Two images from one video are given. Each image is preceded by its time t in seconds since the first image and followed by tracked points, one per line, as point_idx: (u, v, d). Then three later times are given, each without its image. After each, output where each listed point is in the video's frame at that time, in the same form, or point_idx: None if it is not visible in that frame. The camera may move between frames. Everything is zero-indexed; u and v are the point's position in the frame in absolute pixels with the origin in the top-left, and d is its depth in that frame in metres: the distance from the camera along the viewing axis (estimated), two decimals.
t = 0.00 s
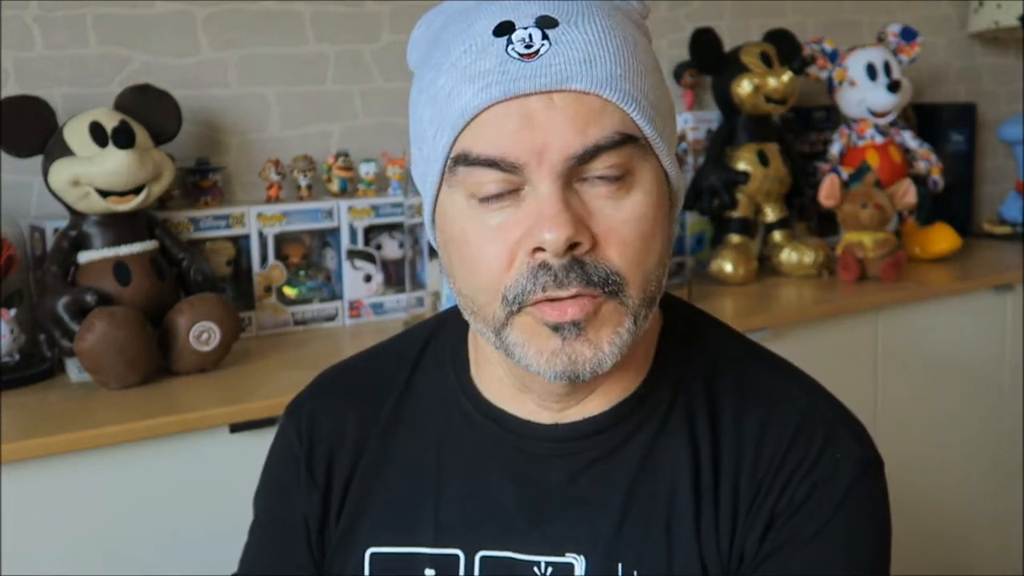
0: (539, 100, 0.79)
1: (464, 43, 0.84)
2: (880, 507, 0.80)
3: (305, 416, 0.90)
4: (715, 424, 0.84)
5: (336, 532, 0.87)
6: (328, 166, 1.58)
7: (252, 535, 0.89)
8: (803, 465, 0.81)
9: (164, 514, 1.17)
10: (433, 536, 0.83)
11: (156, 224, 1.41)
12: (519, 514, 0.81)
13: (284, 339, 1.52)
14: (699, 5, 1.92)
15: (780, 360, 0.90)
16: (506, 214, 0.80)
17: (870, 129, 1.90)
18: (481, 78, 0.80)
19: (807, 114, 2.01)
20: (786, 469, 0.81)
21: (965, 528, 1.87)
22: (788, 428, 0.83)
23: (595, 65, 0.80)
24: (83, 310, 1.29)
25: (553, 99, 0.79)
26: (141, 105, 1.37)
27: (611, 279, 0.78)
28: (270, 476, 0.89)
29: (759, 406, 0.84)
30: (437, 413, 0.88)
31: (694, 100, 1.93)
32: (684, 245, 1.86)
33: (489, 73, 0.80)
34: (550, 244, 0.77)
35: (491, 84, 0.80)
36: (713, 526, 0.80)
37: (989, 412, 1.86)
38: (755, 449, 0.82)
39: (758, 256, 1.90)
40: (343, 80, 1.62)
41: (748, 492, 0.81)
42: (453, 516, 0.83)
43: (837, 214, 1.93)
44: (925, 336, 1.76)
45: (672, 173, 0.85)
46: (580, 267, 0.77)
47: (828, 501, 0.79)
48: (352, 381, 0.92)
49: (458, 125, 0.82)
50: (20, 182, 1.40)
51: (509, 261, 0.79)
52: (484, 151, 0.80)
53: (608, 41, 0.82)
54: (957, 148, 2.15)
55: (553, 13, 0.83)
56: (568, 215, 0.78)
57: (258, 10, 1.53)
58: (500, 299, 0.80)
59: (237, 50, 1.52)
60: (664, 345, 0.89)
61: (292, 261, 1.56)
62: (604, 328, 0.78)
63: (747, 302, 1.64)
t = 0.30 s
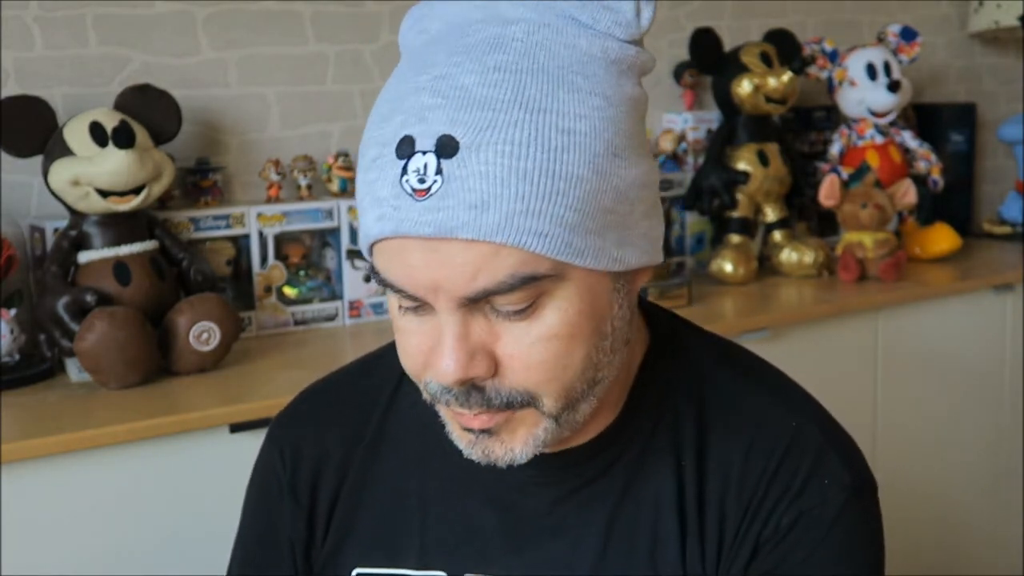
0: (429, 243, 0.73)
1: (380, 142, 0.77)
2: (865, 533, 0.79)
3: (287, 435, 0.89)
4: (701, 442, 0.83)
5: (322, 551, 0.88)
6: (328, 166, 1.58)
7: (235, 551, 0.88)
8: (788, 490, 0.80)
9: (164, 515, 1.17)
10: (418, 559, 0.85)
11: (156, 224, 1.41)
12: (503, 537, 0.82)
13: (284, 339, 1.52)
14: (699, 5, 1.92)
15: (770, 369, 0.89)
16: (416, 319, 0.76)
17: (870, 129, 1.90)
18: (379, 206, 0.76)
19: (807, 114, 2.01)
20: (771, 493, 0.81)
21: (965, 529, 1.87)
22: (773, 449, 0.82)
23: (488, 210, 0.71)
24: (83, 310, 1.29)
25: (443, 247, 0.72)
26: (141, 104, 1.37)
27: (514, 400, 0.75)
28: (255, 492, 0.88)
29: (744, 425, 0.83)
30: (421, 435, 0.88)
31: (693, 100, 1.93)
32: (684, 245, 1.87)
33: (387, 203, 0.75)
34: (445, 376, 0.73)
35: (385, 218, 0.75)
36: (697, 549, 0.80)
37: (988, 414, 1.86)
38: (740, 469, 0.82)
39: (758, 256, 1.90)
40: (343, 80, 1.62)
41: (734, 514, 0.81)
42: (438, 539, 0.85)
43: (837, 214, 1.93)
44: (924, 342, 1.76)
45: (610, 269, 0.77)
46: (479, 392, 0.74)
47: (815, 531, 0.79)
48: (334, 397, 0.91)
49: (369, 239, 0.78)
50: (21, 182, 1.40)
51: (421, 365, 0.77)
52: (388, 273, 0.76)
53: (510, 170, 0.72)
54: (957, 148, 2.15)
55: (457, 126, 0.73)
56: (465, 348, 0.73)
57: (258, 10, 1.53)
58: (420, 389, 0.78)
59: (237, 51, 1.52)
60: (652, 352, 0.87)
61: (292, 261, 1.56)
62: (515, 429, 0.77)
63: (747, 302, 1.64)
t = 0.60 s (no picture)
0: (398, 249, 0.73)
1: (350, 148, 0.78)
2: (850, 532, 0.77)
3: (281, 434, 0.90)
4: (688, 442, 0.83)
5: (314, 553, 0.89)
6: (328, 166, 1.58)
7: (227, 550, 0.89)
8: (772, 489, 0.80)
9: (164, 514, 1.17)
10: (410, 559, 0.85)
11: (156, 224, 1.41)
12: (493, 536, 0.83)
13: (284, 339, 1.52)
14: (699, 6, 1.92)
15: (765, 372, 0.89)
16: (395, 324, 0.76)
17: (870, 129, 1.90)
18: (350, 211, 0.76)
19: (807, 114, 2.01)
20: (755, 492, 0.80)
21: (965, 529, 1.87)
22: (759, 450, 0.81)
23: (455, 213, 0.71)
24: (83, 310, 1.29)
25: (413, 251, 0.72)
26: (141, 104, 1.37)
27: (496, 403, 0.75)
28: (248, 492, 0.90)
29: (730, 426, 0.83)
30: (412, 437, 0.89)
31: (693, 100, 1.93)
32: (684, 245, 1.87)
33: (357, 208, 0.75)
34: (423, 381, 0.74)
35: (356, 224, 0.75)
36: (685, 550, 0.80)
37: (988, 413, 1.86)
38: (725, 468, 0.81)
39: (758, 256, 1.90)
40: (343, 80, 1.62)
41: (720, 515, 0.81)
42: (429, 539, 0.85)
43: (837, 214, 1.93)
44: (921, 342, 1.75)
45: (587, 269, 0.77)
46: (459, 397, 0.75)
47: (802, 532, 0.77)
48: (326, 399, 0.92)
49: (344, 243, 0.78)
50: (21, 182, 1.40)
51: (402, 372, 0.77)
52: (363, 280, 0.76)
53: (476, 173, 0.72)
54: (957, 148, 2.15)
55: (423, 129, 0.73)
56: (441, 353, 0.73)
57: (258, 10, 1.53)
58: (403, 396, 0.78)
59: (237, 51, 1.52)
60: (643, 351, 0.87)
61: (292, 261, 1.56)
62: (498, 435, 0.77)
63: (747, 302, 1.64)
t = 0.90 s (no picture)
0: (481, 118, 0.73)
1: (402, 61, 0.77)
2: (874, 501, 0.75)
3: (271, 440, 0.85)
4: (695, 429, 0.80)
5: (319, 563, 0.83)
6: (328, 166, 1.58)
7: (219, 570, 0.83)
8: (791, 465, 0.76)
9: (163, 514, 1.17)
10: (416, 558, 0.80)
11: (156, 224, 1.41)
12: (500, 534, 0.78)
13: (284, 339, 1.52)
14: (699, 5, 1.92)
15: (778, 364, 0.84)
16: (456, 231, 0.75)
17: (870, 128, 1.90)
18: (419, 101, 0.74)
19: (807, 114, 2.01)
20: (775, 473, 0.76)
21: (965, 528, 1.87)
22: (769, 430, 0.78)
23: (541, 79, 0.74)
24: (83, 310, 1.29)
25: (498, 116, 0.73)
26: (141, 105, 1.37)
27: (571, 295, 0.73)
28: (239, 507, 0.84)
29: (735, 410, 0.80)
30: (410, 428, 0.85)
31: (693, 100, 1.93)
32: (684, 245, 1.88)
33: (428, 94, 0.74)
34: (501, 263, 0.72)
35: (430, 105, 0.74)
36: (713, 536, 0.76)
37: (988, 413, 1.86)
38: (739, 455, 0.78)
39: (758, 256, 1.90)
40: (343, 80, 1.62)
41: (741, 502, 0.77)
42: (435, 538, 0.80)
43: (837, 214, 1.93)
44: (924, 340, 1.75)
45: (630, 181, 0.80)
46: (537, 286, 0.72)
47: (819, 504, 0.74)
48: (320, 403, 0.87)
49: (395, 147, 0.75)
50: (20, 182, 1.40)
51: (462, 284, 0.74)
52: (428, 178, 0.75)
53: (552, 54, 0.75)
54: (957, 148, 2.15)
55: (493, 24, 0.76)
56: (517, 231, 0.72)
57: (258, 10, 1.53)
58: (455, 321, 0.75)
59: (237, 50, 1.52)
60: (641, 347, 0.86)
61: (292, 261, 1.56)
62: (568, 346, 0.73)
63: (747, 302, 1.64)
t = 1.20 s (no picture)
0: (527, 105, 0.78)
1: (451, 38, 0.81)
2: (875, 470, 0.84)
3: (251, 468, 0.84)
4: (706, 424, 0.85)
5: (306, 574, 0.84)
6: (328, 166, 1.58)
7: None
8: (802, 454, 0.83)
9: (163, 514, 1.17)
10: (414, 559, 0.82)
11: (156, 224, 1.41)
12: (512, 532, 0.80)
13: (284, 339, 1.51)
14: (699, 5, 1.92)
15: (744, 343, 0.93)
16: (479, 217, 0.79)
17: (870, 128, 1.90)
18: (470, 77, 0.78)
19: (807, 114, 2.01)
20: (787, 456, 0.83)
21: (965, 528, 1.87)
22: (778, 423, 0.85)
23: (587, 78, 0.80)
24: (83, 310, 1.29)
25: (543, 107, 0.78)
26: (141, 105, 1.37)
27: (583, 295, 0.78)
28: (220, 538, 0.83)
29: (740, 408, 0.86)
30: (397, 444, 0.85)
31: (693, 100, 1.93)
32: (684, 245, 1.88)
33: (477, 73, 0.78)
34: (528, 249, 0.76)
35: (479, 84, 0.78)
36: (740, 519, 0.82)
37: (989, 412, 1.86)
38: (751, 446, 0.84)
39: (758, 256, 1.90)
40: (343, 80, 1.62)
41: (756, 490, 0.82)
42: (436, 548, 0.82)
43: (837, 214, 1.93)
44: (925, 339, 1.76)
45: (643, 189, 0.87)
46: (555, 280, 0.76)
47: (852, 464, 0.83)
48: (301, 415, 0.87)
49: (437, 120, 0.79)
50: (20, 182, 1.40)
51: (480, 269, 0.78)
52: (467, 156, 0.79)
53: (598, 58, 0.82)
54: (957, 148, 2.15)
55: (543, 18, 0.82)
56: (549, 221, 0.77)
57: (258, 10, 1.53)
58: (467, 308, 0.78)
59: (237, 51, 1.52)
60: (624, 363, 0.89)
61: (292, 261, 1.56)
62: (570, 344, 0.78)
63: (747, 302, 1.64)
